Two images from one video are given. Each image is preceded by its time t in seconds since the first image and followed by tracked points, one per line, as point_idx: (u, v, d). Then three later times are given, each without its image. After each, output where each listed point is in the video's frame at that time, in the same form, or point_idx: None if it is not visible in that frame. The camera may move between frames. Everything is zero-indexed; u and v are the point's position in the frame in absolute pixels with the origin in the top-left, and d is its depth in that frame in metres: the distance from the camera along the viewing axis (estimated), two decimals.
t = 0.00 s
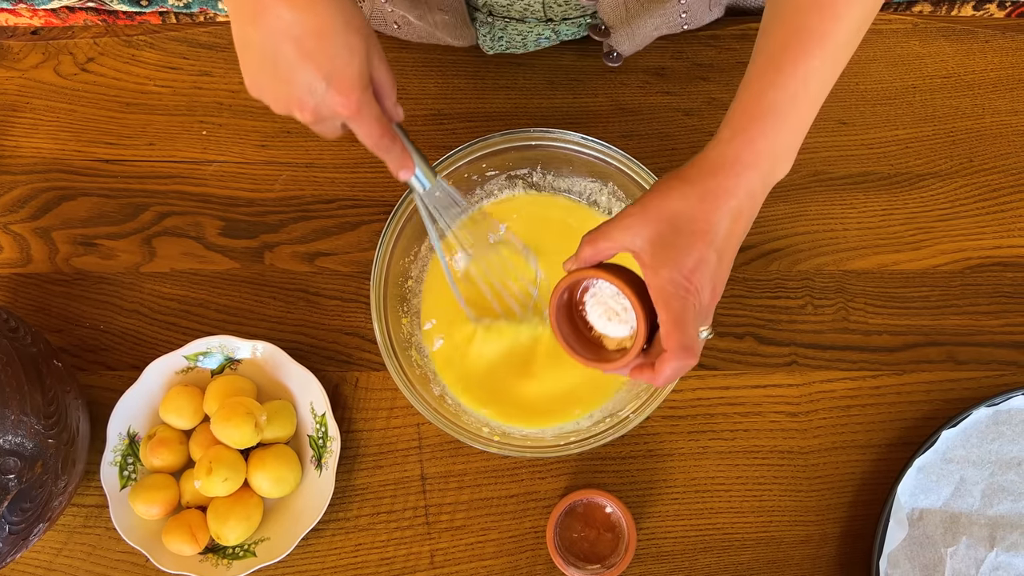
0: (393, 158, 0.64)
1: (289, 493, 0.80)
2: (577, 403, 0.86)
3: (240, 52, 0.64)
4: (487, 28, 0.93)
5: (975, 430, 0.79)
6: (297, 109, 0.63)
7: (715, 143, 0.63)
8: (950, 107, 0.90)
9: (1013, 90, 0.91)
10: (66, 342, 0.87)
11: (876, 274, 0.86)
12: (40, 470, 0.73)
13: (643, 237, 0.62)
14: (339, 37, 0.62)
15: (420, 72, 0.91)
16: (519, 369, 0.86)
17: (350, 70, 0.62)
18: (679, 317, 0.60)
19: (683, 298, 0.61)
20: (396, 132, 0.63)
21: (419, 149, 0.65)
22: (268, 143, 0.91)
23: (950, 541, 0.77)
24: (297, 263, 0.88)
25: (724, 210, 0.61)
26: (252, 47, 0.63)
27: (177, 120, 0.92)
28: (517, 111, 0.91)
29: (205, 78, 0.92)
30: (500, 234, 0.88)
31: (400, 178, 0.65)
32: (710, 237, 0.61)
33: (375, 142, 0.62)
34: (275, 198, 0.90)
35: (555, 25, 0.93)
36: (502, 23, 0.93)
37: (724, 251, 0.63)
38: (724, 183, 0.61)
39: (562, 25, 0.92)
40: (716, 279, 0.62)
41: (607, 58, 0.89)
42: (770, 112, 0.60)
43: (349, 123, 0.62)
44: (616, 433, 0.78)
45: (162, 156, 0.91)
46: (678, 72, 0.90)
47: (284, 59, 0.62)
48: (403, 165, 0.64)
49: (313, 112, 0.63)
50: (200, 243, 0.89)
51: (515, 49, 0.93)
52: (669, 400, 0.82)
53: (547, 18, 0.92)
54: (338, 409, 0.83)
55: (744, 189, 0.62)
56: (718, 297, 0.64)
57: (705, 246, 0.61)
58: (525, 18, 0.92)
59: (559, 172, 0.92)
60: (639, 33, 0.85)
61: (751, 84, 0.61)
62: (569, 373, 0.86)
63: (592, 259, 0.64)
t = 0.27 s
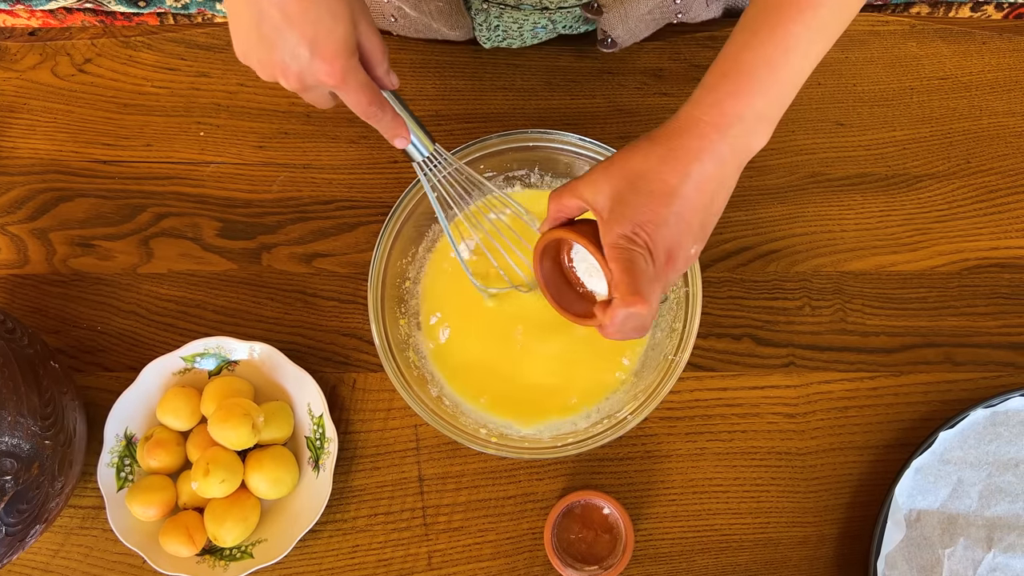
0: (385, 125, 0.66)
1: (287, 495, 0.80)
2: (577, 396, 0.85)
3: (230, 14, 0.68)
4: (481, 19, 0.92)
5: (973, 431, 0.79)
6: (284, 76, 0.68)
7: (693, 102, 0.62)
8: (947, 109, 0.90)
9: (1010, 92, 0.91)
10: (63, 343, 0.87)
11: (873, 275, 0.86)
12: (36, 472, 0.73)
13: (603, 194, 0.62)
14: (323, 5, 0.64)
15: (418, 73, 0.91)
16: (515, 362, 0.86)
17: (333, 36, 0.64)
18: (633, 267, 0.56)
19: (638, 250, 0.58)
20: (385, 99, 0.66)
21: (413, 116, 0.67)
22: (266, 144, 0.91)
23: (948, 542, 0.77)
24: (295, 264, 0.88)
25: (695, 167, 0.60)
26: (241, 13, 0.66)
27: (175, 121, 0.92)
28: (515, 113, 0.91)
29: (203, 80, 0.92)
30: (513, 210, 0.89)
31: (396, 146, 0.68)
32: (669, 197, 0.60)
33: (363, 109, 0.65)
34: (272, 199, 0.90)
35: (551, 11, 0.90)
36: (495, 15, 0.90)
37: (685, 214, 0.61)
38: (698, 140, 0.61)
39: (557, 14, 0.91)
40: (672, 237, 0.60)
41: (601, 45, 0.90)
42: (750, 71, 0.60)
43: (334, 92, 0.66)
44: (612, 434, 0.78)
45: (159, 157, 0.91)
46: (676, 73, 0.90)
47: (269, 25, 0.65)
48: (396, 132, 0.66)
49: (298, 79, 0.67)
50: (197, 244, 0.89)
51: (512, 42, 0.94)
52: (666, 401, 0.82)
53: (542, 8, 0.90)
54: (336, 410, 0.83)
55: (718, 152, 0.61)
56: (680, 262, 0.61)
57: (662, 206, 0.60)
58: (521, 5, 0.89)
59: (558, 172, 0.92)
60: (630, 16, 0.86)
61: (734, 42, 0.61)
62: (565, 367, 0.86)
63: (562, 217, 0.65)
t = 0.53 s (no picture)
0: (362, 130, 0.66)
1: (286, 496, 0.79)
2: (576, 398, 0.86)
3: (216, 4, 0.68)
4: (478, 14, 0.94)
5: (972, 433, 0.79)
6: (262, 69, 0.67)
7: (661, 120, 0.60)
8: (947, 111, 0.90)
9: (1010, 94, 0.91)
10: (62, 344, 0.87)
11: (873, 277, 0.86)
12: (36, 472, 0.73)
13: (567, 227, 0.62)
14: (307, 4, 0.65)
15: (418, 74, 0.91)
16: (514, 369, 0.87)
17: (315, 35, 0.65)
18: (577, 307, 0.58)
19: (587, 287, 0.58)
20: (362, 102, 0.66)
21: (391, 123, 0.67)
22: (266, 145, 0.91)
23: (947, 544, 0.77)
24: (294, 265, 0.88)
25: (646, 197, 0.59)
26: (225, 6, 0.66)
27: (175, 122, 0.92)
28: (515, 114, 0.91)
29: (202, 80, 0.92)
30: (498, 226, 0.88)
31: (372, 152, 0.68)
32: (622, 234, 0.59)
33: (339, 110, 0.65)
34: (272, 200, 0.90)
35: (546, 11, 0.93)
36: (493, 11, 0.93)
37: (641, 248, 0.60)
38: (654, 174, 0.59)
39: (552, 11, 0.93)
40: (617, 280, 0.59)
41: (598, 37, 0.91)
42: (707, 98, 0.58)
43: (311, 89, 0.66)
44: (611, 435, 0.78)
45: (159, 157, 0.91)
46: (676, 75, 0.90)
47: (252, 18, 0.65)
48: (372, 137, 0.67)
49: (276, 73, 0.67)
50: (197, 245, 0.89)
51: (508, 40, 0.96)
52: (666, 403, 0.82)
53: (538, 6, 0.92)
54: (336, 412, 0.83)
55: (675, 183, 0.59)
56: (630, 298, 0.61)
57: (612, 244, 0.59)
58: (517, 3, 0.92)
59: (556, 174, 0.92)
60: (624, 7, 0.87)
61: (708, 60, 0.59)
62: (563, 377, 0.86)
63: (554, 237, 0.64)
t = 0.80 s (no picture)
0: (362, 137, 0.65)
1: (287, 496, 0.79)
2: (577, 399, 0.86)
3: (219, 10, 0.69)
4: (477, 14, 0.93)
5: (973, 434, 0.79)
6: (262, 76, 0.68)
7: (655, 138, 0.57)
8: (948, 113, 0.91)
9: (1011, 96, 0.91)
10: (63, 344, 0.87)
11: (873, 279, 0.86)
12: (37, 472, 0.73)
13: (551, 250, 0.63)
14: (307, 12, 0.65)
15: (419, 75, 0.91)
16: (515, 370, 0.87)
17: (315, 43, 0.65)
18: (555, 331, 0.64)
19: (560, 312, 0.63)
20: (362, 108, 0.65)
21: (392, 131, 0.66)
22: (267, 145, 0.91)
23: (948, 545, 0.77)
24: (296, 266, 0.88)
25: (614, 231, 0.58)
26: (228, 12, 0.67)
27: (176, 122, 0.92)
28: (516, 115, 0.91)
29: (204, 81, 0.92)
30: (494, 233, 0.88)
31: (374, 160, 0.67)
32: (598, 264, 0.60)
33: (339, 117, 0.65)
34: (273, 200, 0.90)
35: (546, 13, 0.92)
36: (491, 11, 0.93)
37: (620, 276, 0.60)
38: (636, 202, 0.57)
39: (552, 13, 0.92)
40: (591, 303, 0.62)
41: (597, 37, 0.92)
42: (691, 129, 0.54)
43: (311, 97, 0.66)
44: (612, 436, 0.78)
45: (160, 158, 0.91)
46: (676, 76, 0.90)
47: (253, 26, 0.66)
48: (372, 145, 0.65)
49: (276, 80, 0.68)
50: (198, 245, 0.89)
51: (508, 41, 0.96)
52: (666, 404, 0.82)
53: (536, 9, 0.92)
54: (336, 412, 0.83)
55: (644, 220, 0.57)
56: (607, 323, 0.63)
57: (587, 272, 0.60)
58: (517, 5, 0.91)
59: (557, 175, 0.93)
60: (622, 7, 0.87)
61: (710, 80, 0.53)
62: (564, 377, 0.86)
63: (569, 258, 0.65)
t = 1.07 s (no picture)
0: (363, 141, 0.66)
1: (287, 496, 0.80)
2: (577, 399, 0.86)
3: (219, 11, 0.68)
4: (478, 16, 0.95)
5: (972, 435, 0.79)
6: (263, 81, 0.68)
7: (637, 176, 0.55)
8: (948, 114, 0.91)
9: (1010, 97, 0.91)
10: (64, 344, 0.87)
11: (872, 280, 0.87)
12: (37, 472, 0.73)
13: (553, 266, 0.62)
14: (308, 17, 0.65)
15: (420, 75, 0.92)
16: (515, 370, 0.87)
17: (316, 48, 0.65)
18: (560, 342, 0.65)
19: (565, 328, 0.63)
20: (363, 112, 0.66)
21: (393, 134, 0.67)
22: (268, 146, 0.91)
23: (947, 546, 0.77)
24: (296, 266, 0.88)
25: (602, 259, 0.56)
26: (230, 15, 0.67)
27: (177, 122, 0.92)
28: (517, 116, 0.91)
29: (204, 81, 0.92)
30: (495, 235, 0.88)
31: (375, 163, 0.68)
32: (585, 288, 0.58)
33: (341, 121, 0.66)
34: (273, 201, 0.90)
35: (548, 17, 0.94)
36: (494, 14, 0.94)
37: (602, 300, 0.58)
38: (614, 232, 0.55)
39: (554, 16, 0.93)
40: (587, 324, 0.60)
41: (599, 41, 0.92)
42: (667, 173, 0.52)
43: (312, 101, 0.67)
44: (611, 436, 0.78)
45: (161, 158, 0.92)
46: (676, 77, 0.91)
47: (254, 31, 0.66)
48: (374, 149, 0.66)
49: (277, 85, 0.68)
50: (198, 246, 0.89)
51: (510, 44, 0.98)
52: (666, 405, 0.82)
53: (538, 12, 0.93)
54: (336, 412, 0.83)
55: (624, 256, 0.55)
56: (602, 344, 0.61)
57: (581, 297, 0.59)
58: (519, 9, 0.93)
59: (556, 175, 0.93)
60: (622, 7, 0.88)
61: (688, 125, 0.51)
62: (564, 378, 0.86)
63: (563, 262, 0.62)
